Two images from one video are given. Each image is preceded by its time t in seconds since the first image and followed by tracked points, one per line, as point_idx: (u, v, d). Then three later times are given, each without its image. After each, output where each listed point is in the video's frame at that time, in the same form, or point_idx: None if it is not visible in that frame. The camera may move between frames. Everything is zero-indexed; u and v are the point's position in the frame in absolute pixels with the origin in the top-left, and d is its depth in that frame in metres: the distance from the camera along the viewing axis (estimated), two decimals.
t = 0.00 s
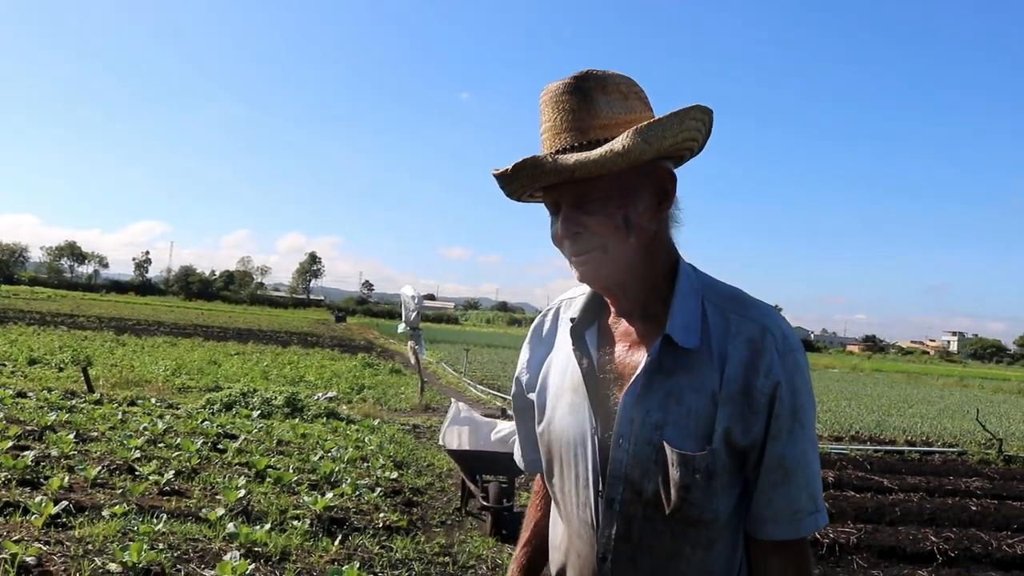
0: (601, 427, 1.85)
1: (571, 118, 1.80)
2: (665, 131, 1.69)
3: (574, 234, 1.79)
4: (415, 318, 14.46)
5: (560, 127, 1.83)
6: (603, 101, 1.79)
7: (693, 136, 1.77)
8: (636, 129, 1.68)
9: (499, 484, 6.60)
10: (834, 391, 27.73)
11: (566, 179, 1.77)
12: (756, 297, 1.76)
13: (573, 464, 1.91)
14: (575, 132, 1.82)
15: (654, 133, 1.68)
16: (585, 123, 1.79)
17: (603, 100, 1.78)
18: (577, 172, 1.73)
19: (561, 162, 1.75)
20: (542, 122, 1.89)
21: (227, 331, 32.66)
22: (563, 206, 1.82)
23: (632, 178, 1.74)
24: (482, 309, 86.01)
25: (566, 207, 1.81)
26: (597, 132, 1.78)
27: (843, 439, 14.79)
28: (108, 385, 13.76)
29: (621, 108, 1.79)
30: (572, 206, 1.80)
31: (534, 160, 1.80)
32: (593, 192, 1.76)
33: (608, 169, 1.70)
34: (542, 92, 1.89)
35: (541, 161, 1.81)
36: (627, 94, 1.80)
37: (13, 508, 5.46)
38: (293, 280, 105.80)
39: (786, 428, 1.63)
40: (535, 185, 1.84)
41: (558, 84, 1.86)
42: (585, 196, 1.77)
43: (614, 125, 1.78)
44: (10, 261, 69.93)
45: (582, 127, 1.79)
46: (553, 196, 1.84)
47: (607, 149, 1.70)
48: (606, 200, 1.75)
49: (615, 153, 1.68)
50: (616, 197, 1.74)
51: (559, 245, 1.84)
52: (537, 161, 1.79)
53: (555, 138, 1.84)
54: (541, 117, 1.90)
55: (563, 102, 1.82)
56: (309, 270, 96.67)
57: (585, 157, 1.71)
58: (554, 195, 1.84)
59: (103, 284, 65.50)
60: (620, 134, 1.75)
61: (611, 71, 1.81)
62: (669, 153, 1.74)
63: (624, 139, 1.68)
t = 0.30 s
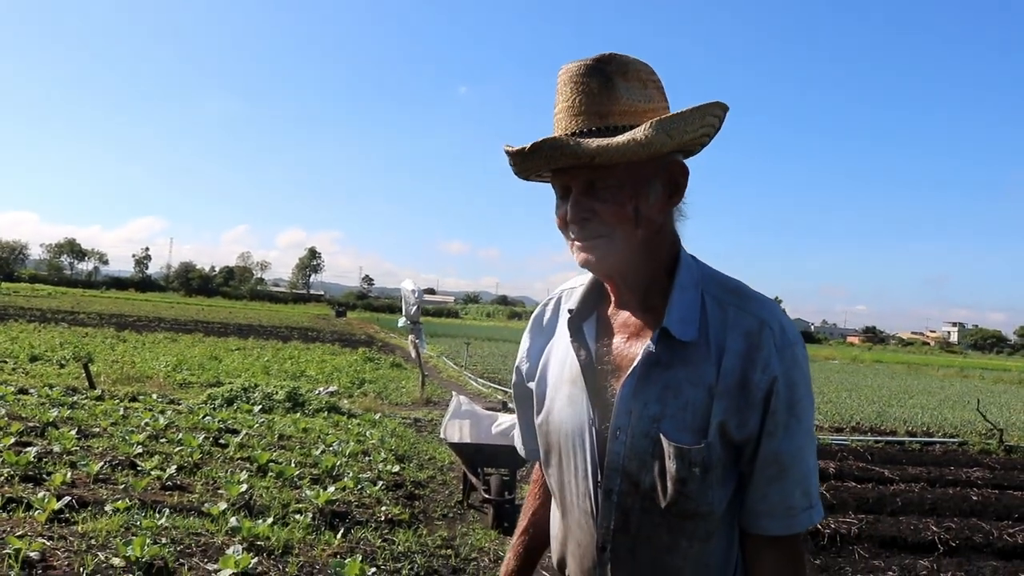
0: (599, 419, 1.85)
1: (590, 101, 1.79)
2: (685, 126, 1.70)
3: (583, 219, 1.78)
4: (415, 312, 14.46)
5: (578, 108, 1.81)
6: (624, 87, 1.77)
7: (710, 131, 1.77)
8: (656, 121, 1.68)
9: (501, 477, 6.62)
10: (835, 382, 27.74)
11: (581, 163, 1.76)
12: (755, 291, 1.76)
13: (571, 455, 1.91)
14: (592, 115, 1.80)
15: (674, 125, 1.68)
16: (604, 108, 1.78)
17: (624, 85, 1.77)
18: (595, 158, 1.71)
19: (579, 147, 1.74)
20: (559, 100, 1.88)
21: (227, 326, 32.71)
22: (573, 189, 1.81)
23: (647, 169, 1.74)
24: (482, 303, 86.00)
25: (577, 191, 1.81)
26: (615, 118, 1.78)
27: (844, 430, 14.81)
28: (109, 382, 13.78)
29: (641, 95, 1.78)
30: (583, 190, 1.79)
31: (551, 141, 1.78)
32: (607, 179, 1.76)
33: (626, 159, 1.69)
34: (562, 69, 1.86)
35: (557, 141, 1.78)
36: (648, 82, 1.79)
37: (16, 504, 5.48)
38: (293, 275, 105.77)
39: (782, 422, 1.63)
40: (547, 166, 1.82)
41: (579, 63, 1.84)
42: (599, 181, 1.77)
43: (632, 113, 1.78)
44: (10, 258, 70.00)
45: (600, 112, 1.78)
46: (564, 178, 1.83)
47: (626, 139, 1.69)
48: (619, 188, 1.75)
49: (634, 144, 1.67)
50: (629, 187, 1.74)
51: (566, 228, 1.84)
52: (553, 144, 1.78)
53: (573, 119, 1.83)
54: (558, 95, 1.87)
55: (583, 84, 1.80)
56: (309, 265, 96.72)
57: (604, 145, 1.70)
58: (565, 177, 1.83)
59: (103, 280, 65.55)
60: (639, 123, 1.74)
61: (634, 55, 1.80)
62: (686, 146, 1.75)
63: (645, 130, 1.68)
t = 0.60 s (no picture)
0: (594, 415, 1.84)
1: (597, 98, 1.76)
2: (687, 136, 1.68)
3: (578, 218, 1.78)
4: (417, 307, 14.46)
5: (585, 103, 1.79)
6: (633, 87, 1.75)
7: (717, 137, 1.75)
8: (660, 129, 1.66)
9: (504, 472, 6.63)
10: (837, 375, 27.71)
11: (581, 162, 1.74)
12: (753, 290, 1.73)
13: (567, 451, 1.90)
14: (596, 113, 1.78)
15: (676, 136, 1.67)
16: (611, 106, 1.76)
17: (633, 84, 1.74)
18: (595, 159, 1.70)
19: (580, 150, 1.72)
20: (568, 90, 1.85)
21: (230, 322, 32.76)
22: (571, 186, 1.79)
23: (648, 173, 1.73)
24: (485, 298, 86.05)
25: (574, 188, 1.79)
26: (621, 118, 1.75)
27: (847, 423, 14.80)
28: (112, 378, 13.80)
29: (650, 95, 1.75)
30: (581, 189, 1.78)
31: (553, 138, 1.76)
32: (605, 181, 1.74)
33: (626, 166, 1.67)
34: (575, 60, 1.83)
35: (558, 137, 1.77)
36: (659, 80, 1.76)
37: (21, 500, 5.48)
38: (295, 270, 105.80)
39: (776, 424, 1.61)
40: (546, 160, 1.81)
41: (594, 54, 1.80)
42: (596, 183, 1.75)
43: (638, 113, 1.75)
44: (13, 255, 70.23)
45: (606, 111, 1.76)
46: (562, 174, 1.82)
47: (628, 145, 1.67)
48: (617, 191, 1.74)
49: (636, 151, 1.65)
50: (628, 190, 1.73)
51: (561, 224, 1.84)
52: (553, 142, 1.75)
53: (579, 113, 1.80)
54: (567, 86, 1.85)
55: (590, 80, 1.78)
56: (311, 261, 96.80)
57: (606, 150, 1.68)
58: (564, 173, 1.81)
59: (106, 277, 65.67)
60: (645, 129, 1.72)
61: (649, 51, 1.77)
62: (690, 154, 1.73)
63: (647, 137, 1.66)
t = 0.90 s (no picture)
0: (593, 414, 1.84)
1: (601, 103, 1.75)
2: (692, 142, 1.68)
3: (581, 224, 1.76)
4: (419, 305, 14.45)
5: (588, 107, 1.78)
6: (636, 90, 1.74)
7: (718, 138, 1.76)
8: (665, 136, 1.66)
9: (506, 470, 6.64)
10: (840, 371, 27.67)
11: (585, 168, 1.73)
12: (752, 290, 1.73)
13: (567, 449, 1.90)
14: (598, 117, 1.78)
15: (680, 141, 1.67)
16: (613, 110, 1.76)
17: (636, 86, 1.73)
18: (599, 165, 1.69)
19: (586, 157, 1.70)
20: (568, 91, 1.84)
21: (232, 322, 32.79)
22: (574, 191, 1.78)
23: (653, 176, 1.72)
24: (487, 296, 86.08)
25: (577, 191, 1.78)
26: (623, 122, 1.75)
27: (849, 420, 14.78)
28: (115, 378, 13.83)
29: (653, 97, 1.75)
30: (584, 194, 1.76)
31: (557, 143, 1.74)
32: (610, 187, 1.73)
33: (632, 174, 1.67)
34: (575, 62, 1.82)
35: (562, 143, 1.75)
36: (661, 82, 1.75)
37: (24, 501, 5.50)
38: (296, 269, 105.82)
39: (775, 425, 1.61)
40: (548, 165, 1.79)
41: (594, 55, 1.79)
42: (600, 188, 1.74)
43: (641, 116, 1.75)
44: (15, 256, 70.34)
45: (608, 114, 1.76)
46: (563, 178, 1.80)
47: (634, 151, 1.66)
48: (622, 196, 1.73)
49: (644, 159, 1.65)
50: (631, 196, 1.73)
51: (563, 228, 1.83)
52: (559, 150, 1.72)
53: (581, 116, 1.79)
54: (567, 88, 1.84)
55: (592, 84, 1.77)
56: (313, 260, 96.87)
57: (612, 158, 1.66)
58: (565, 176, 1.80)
59: (108, 277, 65.75)
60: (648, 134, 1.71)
61: (651, 52, 1.76)
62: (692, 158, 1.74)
63: (653, 144, 1.66)
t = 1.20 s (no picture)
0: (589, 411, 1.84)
1: (599, 101, 1.75)
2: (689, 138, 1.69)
3: (581, 222, 1.76)
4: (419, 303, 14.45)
5: (584, 105, 1.78)
6: (633, 87, 1.74)
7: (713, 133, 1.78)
8: (664, 133, 1.66)
9: (505, 467, 6.64)
10: (840, 370, 27.67)
11: (586, 167, 1.72)
12: (748, 287, 1.73)
13: (565, 446, 1.90)
14: (596, 114, 1.77)
15: (678, 137, 1.68)
16: (610, 107, 1.75)
17: (632, 83, 1.74)
18: (600, 163, 1.68)
19: (589, 154, 1.69)
20: (563, 90, 1.83)
21: (232, 319, 32.79)
22: (573, 188, 1.77)
23: (651, 172, 1.73)
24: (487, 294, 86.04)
25: (576, 190, 1.77)
26: (620, 119, 1.75)
27: (849, 418, 14.80)
28: (115, 375, 13.83)
29: (648, 94, 1.75)
30: (583, 191, 1.76)
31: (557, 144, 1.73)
32: (610, 185, 1.72)
33: (634, 170, 1.67)
34: (570, 61, 1.81)
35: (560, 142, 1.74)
36: (655, 78, 1.75)
37: (24, 497, 5.51)
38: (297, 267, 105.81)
39: (772, 422, 1.61)
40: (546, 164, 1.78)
41: (589, 53, 1.78)
42: (600, 185, 1.73)
43: (638, 114, 1.75)
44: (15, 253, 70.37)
45: (606, 112, 1.75)
46: (562, 176, 1.79)
47: (634, 147, 1.66)
48: (622, 193, 1.73)
49: (646, 155, 1.65)
50: (631, 194, 1.73)
51: (564, 228, 1.81)
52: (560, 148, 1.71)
53: (577, 114, 1.79)
54: (562, 86, 1.83)
55: (589, 80, 1.76)
56: (313, 258, 96.90)
57: (614, 155, 1.66)
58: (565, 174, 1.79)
59: (108, 274, 65.80)
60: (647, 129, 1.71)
61: (645, 49, 1.76)
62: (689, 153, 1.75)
63: (653, 139, 1.66)
